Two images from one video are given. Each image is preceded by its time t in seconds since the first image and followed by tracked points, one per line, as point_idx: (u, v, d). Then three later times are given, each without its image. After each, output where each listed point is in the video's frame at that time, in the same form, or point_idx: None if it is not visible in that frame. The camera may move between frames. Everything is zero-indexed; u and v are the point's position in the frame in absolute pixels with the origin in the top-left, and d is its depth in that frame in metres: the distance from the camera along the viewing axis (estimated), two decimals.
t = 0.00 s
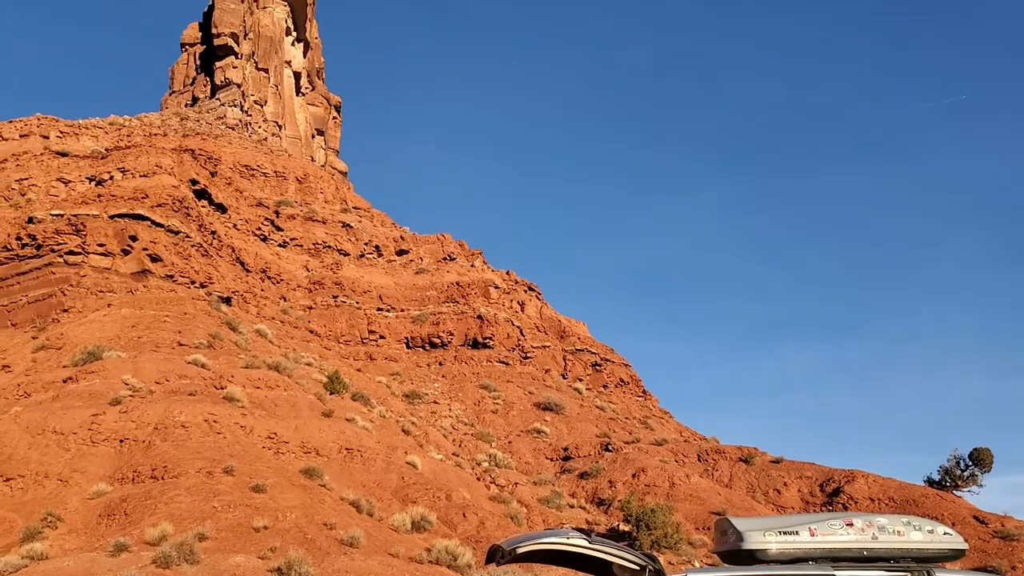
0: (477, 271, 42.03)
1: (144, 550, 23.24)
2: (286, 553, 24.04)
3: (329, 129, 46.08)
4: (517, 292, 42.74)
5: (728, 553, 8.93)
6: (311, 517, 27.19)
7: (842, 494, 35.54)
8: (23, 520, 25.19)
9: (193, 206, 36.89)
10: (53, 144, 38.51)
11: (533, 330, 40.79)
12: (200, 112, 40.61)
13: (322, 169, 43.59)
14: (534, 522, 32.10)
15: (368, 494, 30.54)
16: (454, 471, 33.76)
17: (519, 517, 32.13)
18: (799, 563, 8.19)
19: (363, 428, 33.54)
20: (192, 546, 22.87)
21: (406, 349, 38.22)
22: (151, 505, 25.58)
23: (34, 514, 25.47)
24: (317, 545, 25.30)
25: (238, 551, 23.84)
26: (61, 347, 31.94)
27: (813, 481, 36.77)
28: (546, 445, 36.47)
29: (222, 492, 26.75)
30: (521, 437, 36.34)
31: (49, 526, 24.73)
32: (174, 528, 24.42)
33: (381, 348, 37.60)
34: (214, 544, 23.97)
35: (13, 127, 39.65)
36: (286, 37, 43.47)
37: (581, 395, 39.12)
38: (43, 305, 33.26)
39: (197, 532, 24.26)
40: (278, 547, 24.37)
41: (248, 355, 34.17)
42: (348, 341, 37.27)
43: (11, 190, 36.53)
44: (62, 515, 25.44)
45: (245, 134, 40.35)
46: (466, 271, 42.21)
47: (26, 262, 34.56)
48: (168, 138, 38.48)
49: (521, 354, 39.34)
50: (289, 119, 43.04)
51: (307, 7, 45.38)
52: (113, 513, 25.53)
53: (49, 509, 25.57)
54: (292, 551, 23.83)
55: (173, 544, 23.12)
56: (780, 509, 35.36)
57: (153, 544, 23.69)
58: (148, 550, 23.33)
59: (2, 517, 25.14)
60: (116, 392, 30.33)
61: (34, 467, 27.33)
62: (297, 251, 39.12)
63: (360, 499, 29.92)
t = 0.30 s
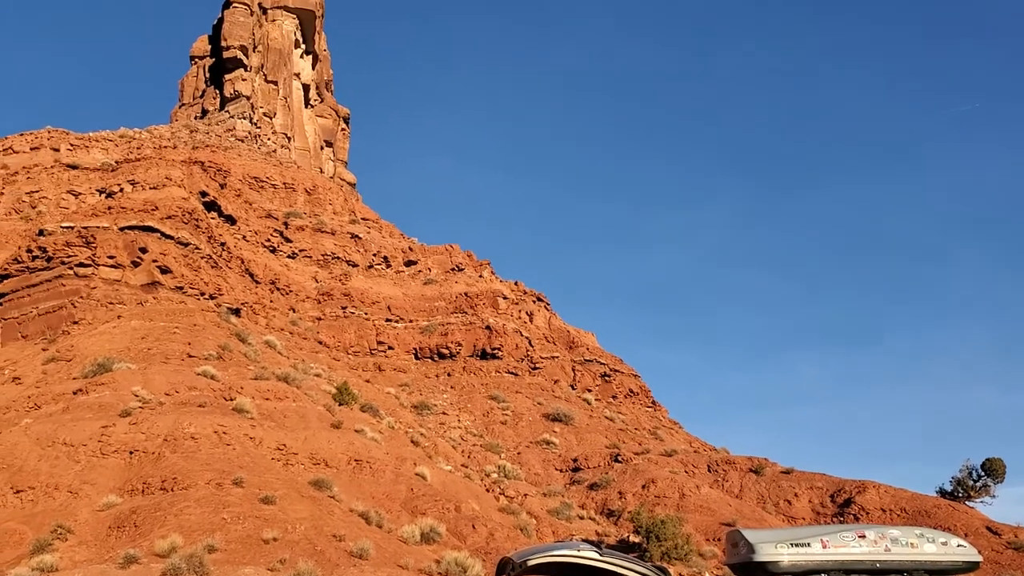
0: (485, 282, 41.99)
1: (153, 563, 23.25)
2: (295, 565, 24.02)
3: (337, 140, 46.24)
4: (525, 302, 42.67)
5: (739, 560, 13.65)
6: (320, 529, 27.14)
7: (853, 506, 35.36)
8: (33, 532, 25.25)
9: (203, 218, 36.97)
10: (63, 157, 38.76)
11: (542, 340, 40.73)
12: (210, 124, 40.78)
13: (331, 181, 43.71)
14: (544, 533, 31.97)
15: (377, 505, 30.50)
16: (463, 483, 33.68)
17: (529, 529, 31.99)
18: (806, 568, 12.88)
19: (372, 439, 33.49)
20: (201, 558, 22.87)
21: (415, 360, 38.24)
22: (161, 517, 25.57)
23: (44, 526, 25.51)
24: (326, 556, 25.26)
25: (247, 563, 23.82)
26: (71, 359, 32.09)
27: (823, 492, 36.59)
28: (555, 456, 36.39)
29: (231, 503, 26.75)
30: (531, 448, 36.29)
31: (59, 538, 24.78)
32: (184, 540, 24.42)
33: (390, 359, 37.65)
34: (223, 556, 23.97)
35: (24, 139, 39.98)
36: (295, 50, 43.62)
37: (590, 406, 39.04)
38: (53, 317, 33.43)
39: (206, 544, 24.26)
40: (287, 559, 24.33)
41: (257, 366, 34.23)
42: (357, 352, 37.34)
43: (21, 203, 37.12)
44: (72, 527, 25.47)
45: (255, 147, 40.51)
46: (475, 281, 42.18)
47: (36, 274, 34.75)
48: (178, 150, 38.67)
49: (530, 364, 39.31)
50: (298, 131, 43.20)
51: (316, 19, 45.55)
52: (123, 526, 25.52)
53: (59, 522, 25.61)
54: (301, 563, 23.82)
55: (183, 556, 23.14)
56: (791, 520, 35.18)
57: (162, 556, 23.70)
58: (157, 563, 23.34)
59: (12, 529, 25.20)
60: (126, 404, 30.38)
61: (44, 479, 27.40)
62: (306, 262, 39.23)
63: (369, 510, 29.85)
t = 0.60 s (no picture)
0: (496, 291, 41.96)
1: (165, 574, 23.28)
2: None
3: (348, 151, 46.38)
4: (536, 312, 42.61)
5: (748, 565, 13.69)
6: (331, 539, 27.09)
7: (867, 515, 35.15)
8: (46, 543, 25.30)
9: (215, 230, 37.13)
10: (76, 170, 39.04)
11: (552, 349, 40.66)
12: (221, 136, 40.97)
13: (342, 192, 43.83)
14: (557, 544, 31.85)
15: (389, 516, 30.44)
16: (475, 493, 33.60)
17: (541, 539, 31.86)
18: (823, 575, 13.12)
19: (383, 449, 33.44)
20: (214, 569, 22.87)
21: (425, 370, 38.27)
22: (173, 528, 25.60)
23: (57, 537, 25.57)
24: (338, 567, 25.23)
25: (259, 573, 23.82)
26: (84, 371, 32.23)
27: (837, 501, 36.39)
28: (566, 465, 36.32)
29: (244, 514, 26.77)
30: (542, 458, 36.22)
31: (72, 550, 24.85)
32: (196, 551, 24.45)
33: (400, 369, 37.69)
34: (235, 567, 23.98)
35: (37, 152, 40.25)
36: (305, 62, 43.79)
37: (601, 416, 38.96)
38: (66, 329, 33.61)
39: (218, 555, 24.28)
40: (299, 571, 24.31)
41: (269, 377, 34.28)
42: (368, 362, 37.41)
43: (35, 216, 37.44)
44: (85, 538, 25.54)
45: (266, 158, 40.69)
46: (485, 291, 42.17)
47: (49, 286, 34.95)
48: (190, 161, 38.87)
49: (541, 374, 39.24)
50: (309, 142, 43.36)
51: (326, 31, 45.70)
52: (135, 537, 25.55)
53: (72, 533, 25.67)
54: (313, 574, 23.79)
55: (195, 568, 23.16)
56: (804, 530, 34.99)
57: (175, 567, 23.72)
58: (169, 574, 23.37)
59: (25, 540, 25.27)
60: (138, 415, 30.47)
61: (57, 490, 27.49)
62: (317, 273, 39.33)
63: (381, 521, 29.79)
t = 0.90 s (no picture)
0: (508, 300, 41.88)
1: None
2: None
3: (359, 162, 46.51)
4: (548, 321, 42.51)
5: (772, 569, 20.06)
6: (345, 550, 27.01)
7: (883, 524, 34.89)
8: (61, 555, 25.36)
9: (228, 241, 37.28)
10: (90, 182, 39.32)
11: (565, 359, 40.57)
12: (234, 148, 41.16)
13: (353, 202, 43.92)
14: (571, 554, 31.68)
15: (402, 526, 30.32)
16: (488, 503, 33.43)
17: (555, 550, 31.69)
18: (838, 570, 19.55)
19: (396, 460, 33.28)
20: None
21: (438, 380, 38.27)
22: (187, 540, 25.63)
23: (72, 549, 25.63)
24: None
25: None
26: (98, 383, 32.35)
27: (852, 510, 36.12)
28: (580, 475, 36.21)
29: (257, 525, 26.76)
30: (555, 468, 36.13)
31: (87, 561, 24.92)
32: (210, 562, 24.47)
33: (412, 379, 37.71)
34: None
35: (51, 165, 40.48)
36: (317, 74, 43.93)
37: (615, 425, 38.86)
38: (80, 341, 33.77)
39: (232, 566, 24.29)
40: None
41: (282, 388, 34.31)
42: (380, 372, 37.45)
43: (49, 229, 37.71)
44: (100, 550, 25.60)
45: (278, 169, 40.85)
46: (498, 300, 42.11)
47: (63, 298, 35.13)
48: (203, 174, 39.04)
49: (554, 384, 39.14)
50: (321, 153, 43.50)
51: (337, 43, 45.83)
52: (149, 548, 25.61)
53: (87, 544, 25.73)
54: None
55: None
56: (820, 539, 34.74)
57: None
58: None
59: (40, 552, 25.34)
60: (152, 426, 30.57)
61: (72, 502, 27.57)
62: (329, 283, 39.42)
63: (394, 532, 29.65)
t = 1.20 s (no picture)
0: (519, 308, 41.80)
1: None
2: None
3: (371, 171, 46.62)
4: (561, 329, 42.42)
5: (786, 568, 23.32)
6: (358, 560, 26.92)
7: (899, 531, 34.64)
8: (75, 565, 25.43)
9: (240, 251, 37.42)
10: (103, 194, 39.57)
11: (577, 366, 40.48)
12: (246, 158, 41.34)
13: (365, 211, 44.00)
14: (585, 563, 31.50)
15: (415, 536, 30.17)
16: (501, 512, 33.25)
17: (568, 558, 31.51)
18: None
19: (409, 469, 33.15)
20: None
21: (449, 389, 38.27)
22: (201, 549, 25.65)
23: (86, 559, 25.69)
24: None
25: None
26: (111, 393, 32.47)
27: (867, 517, 35.87)
28: (593, 483, 36.10)
29: (270, 535, 26.74)
30: (568, 476, 36.04)
31: (101, 571, 24.99)
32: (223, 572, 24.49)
33: (424, 388, 37.71)
34: None
35: (65, 177, 40.73)
36: (328, 84, 44.07)
37: (628, 433, 38.76)
38: (94, 351, 33.92)
39: None
40: None
41: (295, 397, 34.33)
42: (392, 381, 37.51)
43: (63, 240, 37.94)
44: (114, 559, 25.65)
45: (289, 179, 41.01)
46: (509, 308, 42.06)
47: (77, 308, 35.28)
48: (215, 184, 39.22)
49: (566, 392, 39.05)
50: (332, 163, 43.65)
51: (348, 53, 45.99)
52: (163, 558, 25.64)
53: (101, 554, 25.79)
54: None
55: None
56: (835, 547, 34.51)
57: None
58: None
59: (54, 562, 25.41)
60: (165, 436, 30.66)
61: (86, 512, 27.65)
62: (341, 292, 39.50)
63: (407, 540, 29.53)
